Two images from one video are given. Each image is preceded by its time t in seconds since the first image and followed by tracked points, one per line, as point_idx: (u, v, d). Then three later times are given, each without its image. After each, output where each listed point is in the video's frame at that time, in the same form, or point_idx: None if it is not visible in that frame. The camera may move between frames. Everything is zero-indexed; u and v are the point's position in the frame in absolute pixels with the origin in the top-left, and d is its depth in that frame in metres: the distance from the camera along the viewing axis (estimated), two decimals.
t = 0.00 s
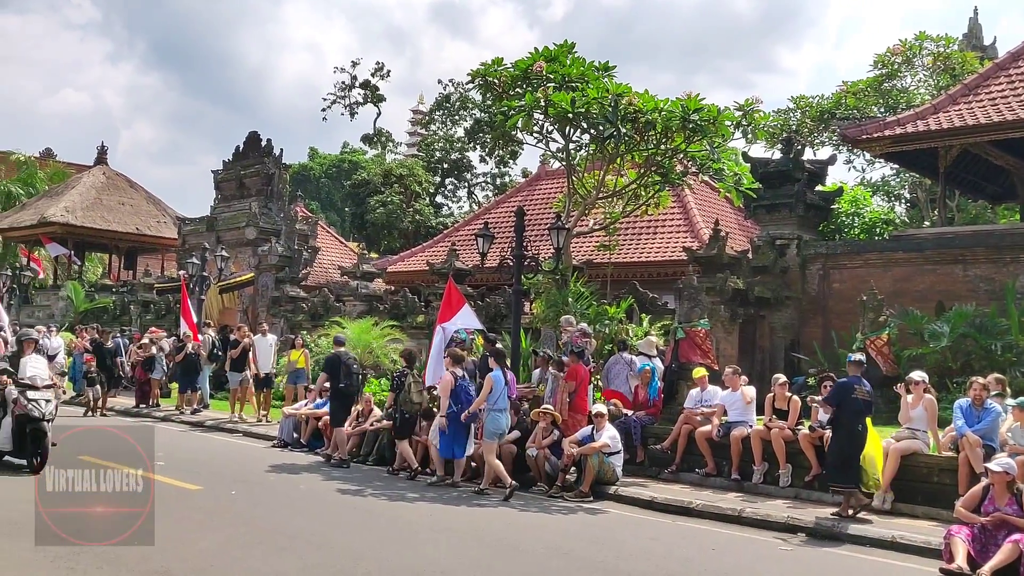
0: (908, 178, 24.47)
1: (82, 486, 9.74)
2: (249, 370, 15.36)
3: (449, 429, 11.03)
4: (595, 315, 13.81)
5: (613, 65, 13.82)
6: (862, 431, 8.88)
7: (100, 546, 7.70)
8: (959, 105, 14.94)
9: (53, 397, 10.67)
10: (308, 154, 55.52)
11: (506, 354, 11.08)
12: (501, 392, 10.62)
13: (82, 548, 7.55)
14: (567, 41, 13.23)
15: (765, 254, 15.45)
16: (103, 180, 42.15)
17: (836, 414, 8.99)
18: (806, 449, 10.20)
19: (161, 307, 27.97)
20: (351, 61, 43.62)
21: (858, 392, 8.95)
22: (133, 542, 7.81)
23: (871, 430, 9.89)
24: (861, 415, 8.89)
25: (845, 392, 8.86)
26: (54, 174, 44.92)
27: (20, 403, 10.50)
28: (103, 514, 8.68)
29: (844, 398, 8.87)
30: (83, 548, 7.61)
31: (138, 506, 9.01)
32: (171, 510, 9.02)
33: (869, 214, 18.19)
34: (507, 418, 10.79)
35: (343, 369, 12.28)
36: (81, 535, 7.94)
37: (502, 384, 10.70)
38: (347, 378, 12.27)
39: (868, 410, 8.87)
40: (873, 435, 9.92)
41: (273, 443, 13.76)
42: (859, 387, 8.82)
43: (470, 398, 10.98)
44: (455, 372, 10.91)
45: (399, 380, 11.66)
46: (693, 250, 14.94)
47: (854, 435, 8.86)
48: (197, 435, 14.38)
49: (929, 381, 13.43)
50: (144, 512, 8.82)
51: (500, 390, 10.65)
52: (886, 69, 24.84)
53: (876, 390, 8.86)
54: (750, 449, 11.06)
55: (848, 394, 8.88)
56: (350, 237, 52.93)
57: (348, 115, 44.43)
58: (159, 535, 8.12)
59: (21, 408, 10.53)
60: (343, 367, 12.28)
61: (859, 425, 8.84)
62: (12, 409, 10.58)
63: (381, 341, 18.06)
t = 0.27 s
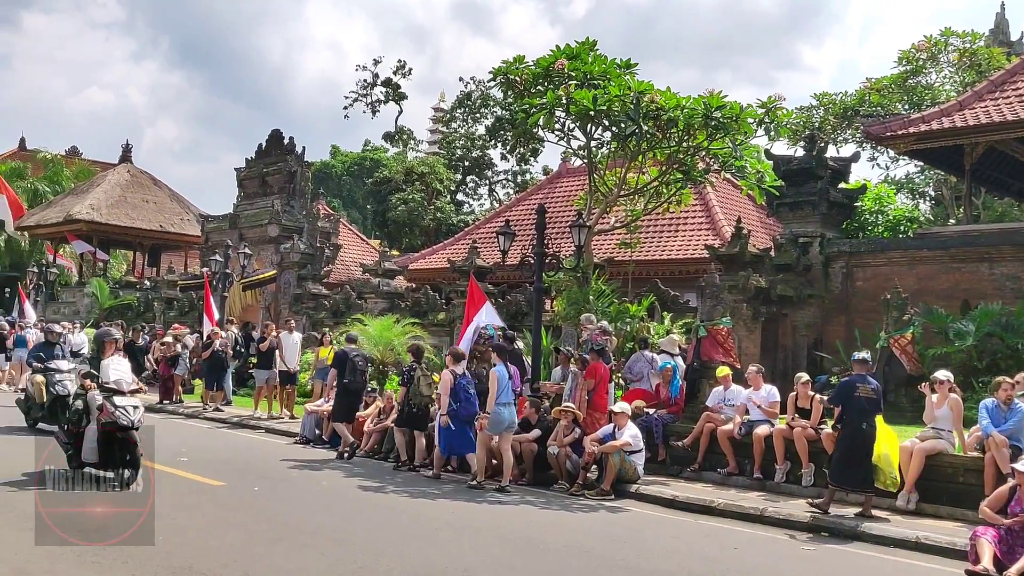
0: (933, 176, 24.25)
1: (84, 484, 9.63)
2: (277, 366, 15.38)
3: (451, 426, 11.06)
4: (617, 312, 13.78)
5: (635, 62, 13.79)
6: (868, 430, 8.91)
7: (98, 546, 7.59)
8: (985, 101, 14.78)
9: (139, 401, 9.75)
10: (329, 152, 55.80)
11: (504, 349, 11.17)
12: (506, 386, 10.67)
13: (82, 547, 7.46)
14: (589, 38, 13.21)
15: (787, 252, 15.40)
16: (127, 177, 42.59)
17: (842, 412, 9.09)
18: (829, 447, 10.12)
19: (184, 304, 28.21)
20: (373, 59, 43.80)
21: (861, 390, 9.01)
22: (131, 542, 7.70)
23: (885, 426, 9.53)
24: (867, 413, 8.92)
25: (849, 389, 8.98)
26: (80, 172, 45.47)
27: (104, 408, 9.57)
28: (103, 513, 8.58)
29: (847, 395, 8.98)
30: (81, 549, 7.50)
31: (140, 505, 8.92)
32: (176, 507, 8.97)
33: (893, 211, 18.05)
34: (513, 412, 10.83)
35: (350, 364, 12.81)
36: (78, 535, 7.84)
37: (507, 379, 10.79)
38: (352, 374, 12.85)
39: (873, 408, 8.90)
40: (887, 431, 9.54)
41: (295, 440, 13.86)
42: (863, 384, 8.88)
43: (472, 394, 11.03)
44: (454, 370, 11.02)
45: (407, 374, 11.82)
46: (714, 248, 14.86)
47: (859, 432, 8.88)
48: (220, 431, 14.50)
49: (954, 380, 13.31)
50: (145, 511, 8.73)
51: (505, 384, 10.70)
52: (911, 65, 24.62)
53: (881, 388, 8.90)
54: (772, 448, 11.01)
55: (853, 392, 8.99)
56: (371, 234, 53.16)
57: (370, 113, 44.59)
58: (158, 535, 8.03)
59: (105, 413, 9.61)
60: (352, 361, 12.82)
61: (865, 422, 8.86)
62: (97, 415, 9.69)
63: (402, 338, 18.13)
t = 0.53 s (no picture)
0: (957, 174, 24.02)
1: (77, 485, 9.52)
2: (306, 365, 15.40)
3: (454, 421, 11.29)
4: (637, 312, 13.71)
5: (655, 61, 13.73)
6: (870, 430, 8.95)
7: (99, 547, 7.53)
8: (1010, 100, 14.62)
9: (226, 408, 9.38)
10: (349, 151, 56.02)
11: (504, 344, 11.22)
12: (507, 385, 10.78)
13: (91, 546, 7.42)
14: (610, 37, 13.16)
15: (809, 251, 15.24)
16: (149, 176, 42.96)
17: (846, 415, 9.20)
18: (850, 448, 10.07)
19: (205, 302, 28.42)
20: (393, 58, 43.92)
21: (861, 389, 9.09)
22: (133, 543, 7.65)
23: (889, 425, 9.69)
24: (869, 413, 8.99)
25: (847, 391, 9.14)
26: (103, 170, 45.89)
27: (195, 417, 9.25)
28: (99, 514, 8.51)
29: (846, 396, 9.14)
30: (84, 549, 7.44)
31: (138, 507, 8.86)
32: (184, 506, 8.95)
33: (916, 211, 17.90)
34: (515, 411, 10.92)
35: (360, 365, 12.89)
36: (79, 534, 7.77)
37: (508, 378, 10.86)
38: (360, 369, 12.91)
39: (876, 408, 8.96)
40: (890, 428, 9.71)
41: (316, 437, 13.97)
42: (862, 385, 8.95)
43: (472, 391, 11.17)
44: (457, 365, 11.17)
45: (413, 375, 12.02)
46: (735, 247, 14.78)
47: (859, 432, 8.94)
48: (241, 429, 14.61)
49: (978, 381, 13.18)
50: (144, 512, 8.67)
51: (505, 383, 10.80)
52: (935, 63, 24.39)
53: (882, 387, 8.96)
54: (793, 448, 10.96)
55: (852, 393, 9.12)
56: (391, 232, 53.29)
57: (390, 112, 44.71)
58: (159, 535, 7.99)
59: (197, 425, 9.27)
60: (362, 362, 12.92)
61: (863, 421, 8.92)
62: (188, 426, 9.37)
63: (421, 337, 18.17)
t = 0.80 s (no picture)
0: (983, 173, 23.76)
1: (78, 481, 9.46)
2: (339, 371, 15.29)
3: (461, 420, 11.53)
4: (659, 311, 13.66)
5: (677, 60, 13.68)
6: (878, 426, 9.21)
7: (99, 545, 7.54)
8: None
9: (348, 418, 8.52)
10: (370, 151, 56.26)
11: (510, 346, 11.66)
12: (511, 380, 11.18)
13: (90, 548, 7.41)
14: (632, 36, 13.13)
15: (832, 250, 15.12)
16: (173, 176, 43.37)
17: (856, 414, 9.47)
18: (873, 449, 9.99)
19: (229, 301, 28.64)
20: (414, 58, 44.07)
21: (867, 386, 9.28)
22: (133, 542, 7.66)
23: (901, 421, 9.52)
24: (875, 409, 9.20)
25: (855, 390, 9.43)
26: (128, 171, 46.39)
27: (316, 432, 8.36)
28: (103, 512, 8.51)
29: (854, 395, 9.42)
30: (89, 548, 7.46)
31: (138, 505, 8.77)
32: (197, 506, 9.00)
33: (942, 209, 17.74)
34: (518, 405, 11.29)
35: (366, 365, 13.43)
36: (78, 533, 7.78)
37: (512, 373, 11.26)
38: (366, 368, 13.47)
39: (882, 404, 9.14)
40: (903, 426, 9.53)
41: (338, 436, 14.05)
42: (867, 382, 9.16)
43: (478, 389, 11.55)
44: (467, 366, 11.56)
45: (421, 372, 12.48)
46: (758, 246, 14.68)
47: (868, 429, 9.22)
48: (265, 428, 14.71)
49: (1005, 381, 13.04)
50: (143, 510, 8.61)
51: (510, 379, 11.21)
52: (960, 61, 24.14)
53: (888, 384, 9.15)
54: (816, 448, 10.89)
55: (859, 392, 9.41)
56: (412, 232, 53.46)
57: (412, 112, 44.89)
58: (159, 535, 7.96)
59: (319, 441, 8.39)
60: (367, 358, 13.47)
61: (872, 417, 9.20)
62: (307, 443, 8.53)
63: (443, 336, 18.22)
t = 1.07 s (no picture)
0: (1008, 172, 23.52)
1: (85, 480, 9.65)
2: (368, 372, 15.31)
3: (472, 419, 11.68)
4: (678, 312, 13.59)
5: (697, 60, 13.63)
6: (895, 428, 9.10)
7: (99, 546, 7.65)
8: None
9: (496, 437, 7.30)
10: (390, 151, 56.46)
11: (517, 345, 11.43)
12: (515, 381, 11.08)
13: (101, 548, 7.56)
14: (652, 36, 13.08)
15: (853, 250, 15.02)
16: (194, 176, 43.71)
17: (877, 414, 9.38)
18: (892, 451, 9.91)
19: (250, 301, 28.84)
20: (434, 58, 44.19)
21: (884, 388, 9.16)
22: (133, 543, 7.77)
23: (918, 425, 9.49)
24: (893, 411, 9.09)
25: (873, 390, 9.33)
26: (150, 171, 46.84)
27: (459, 455, 7.07)
28: (112, 511, 8.66)
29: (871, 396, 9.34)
30: (96, 548, 7.58)
31: (138, 505, 8.93)
32: (208, 507, 9.09)
33: (965, 209, 17.58)
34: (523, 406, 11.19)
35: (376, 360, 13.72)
36: (78, 534, 7.89)
37: (518, 374, 11.12)
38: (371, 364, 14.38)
39: (901, 407, 9.01)
40: (920, 428, 9.50)
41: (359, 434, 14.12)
42: (884, 384, 9.03)
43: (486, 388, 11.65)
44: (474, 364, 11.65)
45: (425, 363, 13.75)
46: (778, 246, 14.61)
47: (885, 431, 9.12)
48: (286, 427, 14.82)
49: None
50: (144, 511, 8.72)
51: (515, 380, 11.11)
52: (985, 59, 23.89)
53: (906, 387, 9.04)
54: (837, 449, 10.84)
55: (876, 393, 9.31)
56: (431, 231, 53.58)
57: (432, 112, 45.00)
58: (160, 535, 8.08)
59: (462, 464, 7.08)
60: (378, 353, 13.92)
61: (887, 420, 9.10)
62: (448, 466, 7.21)
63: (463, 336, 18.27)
